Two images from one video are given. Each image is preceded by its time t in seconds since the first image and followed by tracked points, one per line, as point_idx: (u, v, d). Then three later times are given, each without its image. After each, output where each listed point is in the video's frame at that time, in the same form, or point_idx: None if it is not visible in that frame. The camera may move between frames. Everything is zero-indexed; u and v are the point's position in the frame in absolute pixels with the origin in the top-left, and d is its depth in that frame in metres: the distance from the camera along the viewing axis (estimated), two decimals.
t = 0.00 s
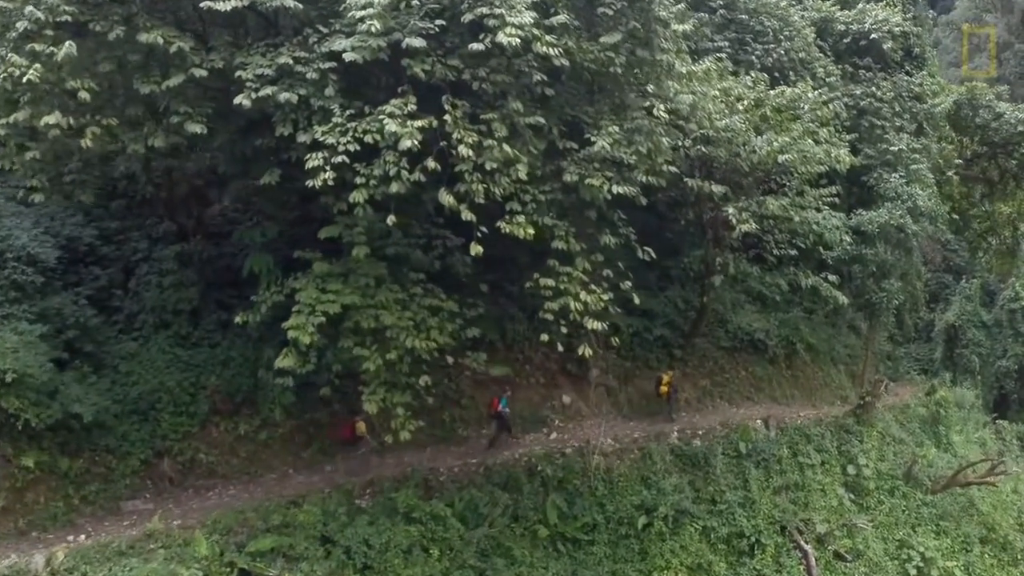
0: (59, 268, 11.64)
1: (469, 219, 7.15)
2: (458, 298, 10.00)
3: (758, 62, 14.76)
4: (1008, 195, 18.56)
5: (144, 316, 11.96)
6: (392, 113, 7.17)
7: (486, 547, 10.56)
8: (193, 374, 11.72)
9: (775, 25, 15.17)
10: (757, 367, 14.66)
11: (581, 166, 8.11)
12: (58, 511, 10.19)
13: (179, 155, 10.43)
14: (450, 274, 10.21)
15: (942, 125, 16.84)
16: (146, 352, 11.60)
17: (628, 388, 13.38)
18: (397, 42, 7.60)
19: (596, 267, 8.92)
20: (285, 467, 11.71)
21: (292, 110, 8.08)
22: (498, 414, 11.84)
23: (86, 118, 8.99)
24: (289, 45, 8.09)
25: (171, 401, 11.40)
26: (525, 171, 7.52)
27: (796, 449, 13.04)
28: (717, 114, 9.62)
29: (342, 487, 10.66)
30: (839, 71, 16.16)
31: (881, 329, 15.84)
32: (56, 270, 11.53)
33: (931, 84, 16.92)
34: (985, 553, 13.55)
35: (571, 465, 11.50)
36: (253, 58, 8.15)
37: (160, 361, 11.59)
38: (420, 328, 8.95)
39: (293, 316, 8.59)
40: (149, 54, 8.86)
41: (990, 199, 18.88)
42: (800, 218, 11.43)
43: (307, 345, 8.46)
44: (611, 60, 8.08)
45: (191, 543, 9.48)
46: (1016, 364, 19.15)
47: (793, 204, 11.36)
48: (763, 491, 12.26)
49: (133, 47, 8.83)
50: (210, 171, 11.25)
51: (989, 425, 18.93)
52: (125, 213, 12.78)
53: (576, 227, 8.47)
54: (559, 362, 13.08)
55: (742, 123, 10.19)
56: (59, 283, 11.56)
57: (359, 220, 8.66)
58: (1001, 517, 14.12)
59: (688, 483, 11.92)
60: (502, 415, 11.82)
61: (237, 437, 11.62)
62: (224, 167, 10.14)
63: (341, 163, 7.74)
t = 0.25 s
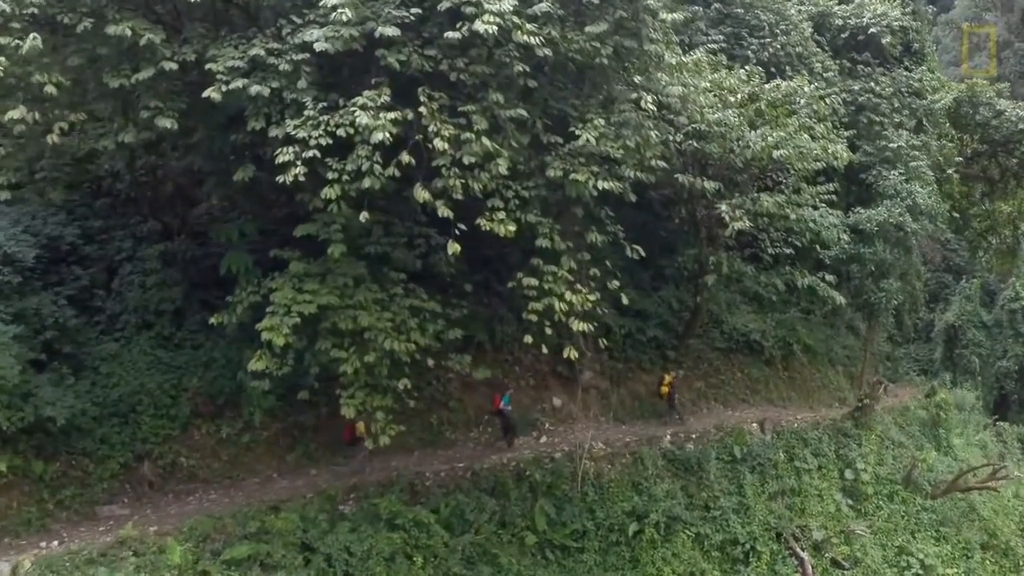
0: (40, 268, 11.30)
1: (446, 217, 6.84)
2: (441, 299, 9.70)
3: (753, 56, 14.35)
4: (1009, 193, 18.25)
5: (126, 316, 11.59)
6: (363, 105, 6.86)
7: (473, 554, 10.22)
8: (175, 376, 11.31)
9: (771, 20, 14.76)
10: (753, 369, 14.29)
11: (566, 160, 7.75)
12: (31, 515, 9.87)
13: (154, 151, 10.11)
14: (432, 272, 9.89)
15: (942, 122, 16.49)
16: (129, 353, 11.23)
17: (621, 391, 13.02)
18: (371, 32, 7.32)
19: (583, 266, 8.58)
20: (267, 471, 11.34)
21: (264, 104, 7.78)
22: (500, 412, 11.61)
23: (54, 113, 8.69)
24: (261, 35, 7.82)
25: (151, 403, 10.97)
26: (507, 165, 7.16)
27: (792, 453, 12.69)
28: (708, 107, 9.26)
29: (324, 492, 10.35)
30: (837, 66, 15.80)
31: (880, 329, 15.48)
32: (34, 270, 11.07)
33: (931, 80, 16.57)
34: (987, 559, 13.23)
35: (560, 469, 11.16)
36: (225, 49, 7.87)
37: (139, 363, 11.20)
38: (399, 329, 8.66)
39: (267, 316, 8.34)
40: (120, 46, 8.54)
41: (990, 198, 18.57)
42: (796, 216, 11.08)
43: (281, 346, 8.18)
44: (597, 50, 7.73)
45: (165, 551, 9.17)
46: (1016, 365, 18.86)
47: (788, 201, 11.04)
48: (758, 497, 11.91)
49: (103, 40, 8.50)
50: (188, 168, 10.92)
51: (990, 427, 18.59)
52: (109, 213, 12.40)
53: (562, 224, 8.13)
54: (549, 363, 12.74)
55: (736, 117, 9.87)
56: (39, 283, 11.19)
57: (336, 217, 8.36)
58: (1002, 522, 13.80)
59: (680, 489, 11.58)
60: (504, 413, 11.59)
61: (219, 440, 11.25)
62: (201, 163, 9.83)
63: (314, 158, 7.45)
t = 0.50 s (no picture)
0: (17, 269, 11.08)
1: (420, 218, 6.56)
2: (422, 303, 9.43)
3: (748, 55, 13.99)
4: (1008, 196, 18.01)
5: (107, 318, 11.25)
6: (334, 100, 6.60)
7: (455, 565, 9.92)
8: (156, 380, 10.93)
9: (766, 18, 14.46)
10: (748, 375, 13.95)
11: (549, 159, 7.44)
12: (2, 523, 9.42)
13: (128, 150, 9.83)
14: (413, 273, 9.61)
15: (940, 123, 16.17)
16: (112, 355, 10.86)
17: (612, 396, 12.69)
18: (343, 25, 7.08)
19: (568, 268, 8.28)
20: (249, 477, 10.87)
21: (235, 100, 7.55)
22: (500, 419, 11.51)
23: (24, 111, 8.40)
24: (233, 30, 7.65)
25: (129, 408, 10.58)
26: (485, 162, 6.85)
27: (786, 461, 12.36)
28: (697, 105, 8.96)
29: (305, 500, 10.05)
30: (833, 65, 15.46)
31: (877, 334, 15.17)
32: (11, 272, 10.84)
33: (929, 80, 16.27)
34: (985, 570, 12.93)
35: (547, 478, 10.87)
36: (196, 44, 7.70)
37: (120, 366, 10.82)
38: (377, 334, 8.42)
39: (239, 320, 8.16)
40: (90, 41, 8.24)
41: (988, 201, 18.29)
42: (790, 217, 10.77)
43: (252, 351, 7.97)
44: (581, 44, 7.44)
45: (136, 562, 8.88)
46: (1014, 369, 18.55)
47: (783, 202, 10.74)
48: (750, 506, 11.59)
49: (71, 34, 8.20)
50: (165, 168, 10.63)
51: (988, 433, 18.28)
52: (92, 213, 12.23)
53: (545, 225, 7.83)
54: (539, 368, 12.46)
55: (728, 115, 9.59)
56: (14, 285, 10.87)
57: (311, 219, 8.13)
58: (1001, 532, 13.49)
59: (670, 498, 11.25)
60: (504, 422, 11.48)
61: (199, 445, 10.78)
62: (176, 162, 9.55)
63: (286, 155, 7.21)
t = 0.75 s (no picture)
0: None
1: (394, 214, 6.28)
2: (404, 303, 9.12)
3: (744, 48, 13.65)
4: (1009, 195, 17.67)
5: (91, 319, 10.90)
6: (303, 92, 6.32)
7: (441, 573, 9.60)
8: (137, 382, 10.53)
9: (763, 11, 14.11)
10: (744, 376, 13.61)
11: (533, 153, 7.11)
12: None
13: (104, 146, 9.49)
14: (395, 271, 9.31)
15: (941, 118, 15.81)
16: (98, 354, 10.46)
17: (604, 398, 12.35)
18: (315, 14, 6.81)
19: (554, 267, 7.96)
20: (230, 481, 10.45)
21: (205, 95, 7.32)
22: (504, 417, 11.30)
23: None
24: (203, 20, 7.40)
25: (110, 411, 10.19)
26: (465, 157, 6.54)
27: (783, 465, 12.03)
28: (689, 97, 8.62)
29: (287, 506, 9.74)
30: (831, 60, 15.09)
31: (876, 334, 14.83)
32: None
33: (929, 75, 15.92)
34: None
35: (536, 483, 10.54)
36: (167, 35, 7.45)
37: (100, 369, 10.44)
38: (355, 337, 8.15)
39: (213, 320, 7.92)
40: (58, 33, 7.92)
41: (989, 199, 17.95)
42: (786, 214, 10.44)
43: (224, 354, 7.72)
44: (566, 34, 7.15)
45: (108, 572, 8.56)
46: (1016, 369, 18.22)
47: (779, 199, 10.40)
48: (746, 512, 11.27)
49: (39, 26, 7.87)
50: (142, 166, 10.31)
51: (989, 435, 17.95)
52: (77, 212, 11.93)
53: (530, 222, 7.51)
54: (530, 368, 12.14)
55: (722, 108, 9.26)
56: None
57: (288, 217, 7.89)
58: (1004, 537, 13.18)
59: (664, 504, 10.92)
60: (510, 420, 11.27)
61: (182, 448, 10.35)
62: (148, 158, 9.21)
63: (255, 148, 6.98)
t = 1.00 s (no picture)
0: None
1: (375, 209, 6.09)
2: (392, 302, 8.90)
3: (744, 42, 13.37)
4: (1013, 192, 17.37)
5: (80, 319, 10.64)
6: (279, 84, 6.14)
7: None
8: (126, 384, 10.24)
9: (764, 5, 13.83)
10: (745, 376, 13.31)
11: (522, 146, 6.88)
12: None
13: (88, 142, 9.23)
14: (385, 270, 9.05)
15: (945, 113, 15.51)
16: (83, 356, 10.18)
17: (603, 397, 12.01)
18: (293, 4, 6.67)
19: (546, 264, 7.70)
20: (220, 484, 10.11)
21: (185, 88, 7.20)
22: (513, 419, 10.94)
23: None
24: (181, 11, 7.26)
25: (98, 412, 9.90)
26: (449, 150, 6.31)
27: (785, 467, 11.75)
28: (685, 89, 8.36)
29: (276, 509, 9.48)
30: (833, 54, 14.80)
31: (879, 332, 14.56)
32: None
33: (932, 70, 15.62)
34: None
35: (532, 486, 10.26)
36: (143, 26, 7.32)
37: (88, 371, 10.16)
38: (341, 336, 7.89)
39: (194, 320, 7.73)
40: (35, 24, 7.66)
41: (993, 197, 17.66)
42: (787, 211, 10.16)
43: (205, 354, 7.50)
44: (557, 22, 6.90)
45: None
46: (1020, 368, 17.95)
47: (779, 195, 10.13)
48: (747, 515, 11.01)
49: (15, 18, 7.61)
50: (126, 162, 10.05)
51: (994, 435, 17.68)
52: (67, 211, 11.54)
53: (520, 218, 7.26)
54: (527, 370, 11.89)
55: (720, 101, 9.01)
56: None
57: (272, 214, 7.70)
58: (1010, 540, 12.93)
59: (662, 508, 10.65)
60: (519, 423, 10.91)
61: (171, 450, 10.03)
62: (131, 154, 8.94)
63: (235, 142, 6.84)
